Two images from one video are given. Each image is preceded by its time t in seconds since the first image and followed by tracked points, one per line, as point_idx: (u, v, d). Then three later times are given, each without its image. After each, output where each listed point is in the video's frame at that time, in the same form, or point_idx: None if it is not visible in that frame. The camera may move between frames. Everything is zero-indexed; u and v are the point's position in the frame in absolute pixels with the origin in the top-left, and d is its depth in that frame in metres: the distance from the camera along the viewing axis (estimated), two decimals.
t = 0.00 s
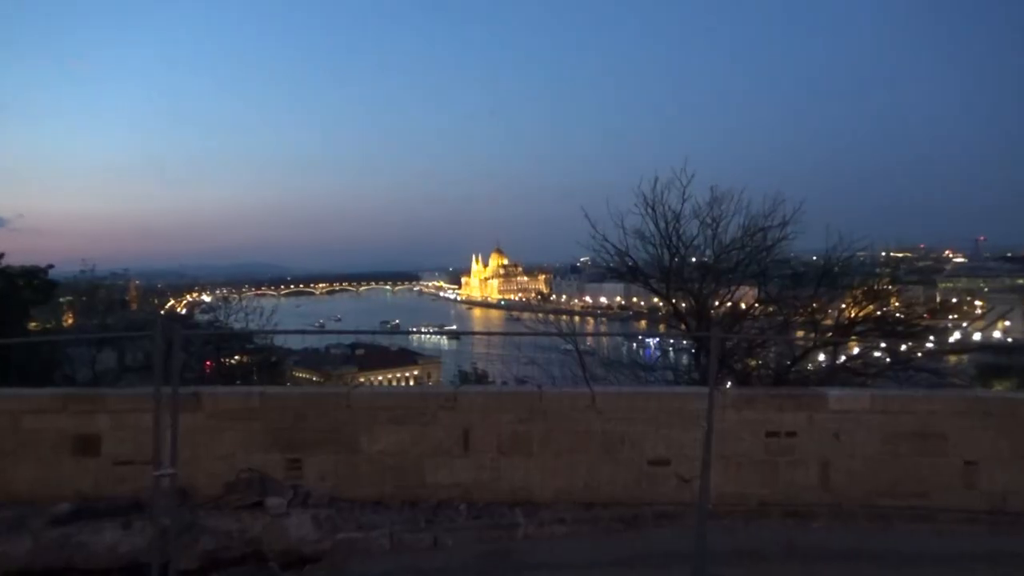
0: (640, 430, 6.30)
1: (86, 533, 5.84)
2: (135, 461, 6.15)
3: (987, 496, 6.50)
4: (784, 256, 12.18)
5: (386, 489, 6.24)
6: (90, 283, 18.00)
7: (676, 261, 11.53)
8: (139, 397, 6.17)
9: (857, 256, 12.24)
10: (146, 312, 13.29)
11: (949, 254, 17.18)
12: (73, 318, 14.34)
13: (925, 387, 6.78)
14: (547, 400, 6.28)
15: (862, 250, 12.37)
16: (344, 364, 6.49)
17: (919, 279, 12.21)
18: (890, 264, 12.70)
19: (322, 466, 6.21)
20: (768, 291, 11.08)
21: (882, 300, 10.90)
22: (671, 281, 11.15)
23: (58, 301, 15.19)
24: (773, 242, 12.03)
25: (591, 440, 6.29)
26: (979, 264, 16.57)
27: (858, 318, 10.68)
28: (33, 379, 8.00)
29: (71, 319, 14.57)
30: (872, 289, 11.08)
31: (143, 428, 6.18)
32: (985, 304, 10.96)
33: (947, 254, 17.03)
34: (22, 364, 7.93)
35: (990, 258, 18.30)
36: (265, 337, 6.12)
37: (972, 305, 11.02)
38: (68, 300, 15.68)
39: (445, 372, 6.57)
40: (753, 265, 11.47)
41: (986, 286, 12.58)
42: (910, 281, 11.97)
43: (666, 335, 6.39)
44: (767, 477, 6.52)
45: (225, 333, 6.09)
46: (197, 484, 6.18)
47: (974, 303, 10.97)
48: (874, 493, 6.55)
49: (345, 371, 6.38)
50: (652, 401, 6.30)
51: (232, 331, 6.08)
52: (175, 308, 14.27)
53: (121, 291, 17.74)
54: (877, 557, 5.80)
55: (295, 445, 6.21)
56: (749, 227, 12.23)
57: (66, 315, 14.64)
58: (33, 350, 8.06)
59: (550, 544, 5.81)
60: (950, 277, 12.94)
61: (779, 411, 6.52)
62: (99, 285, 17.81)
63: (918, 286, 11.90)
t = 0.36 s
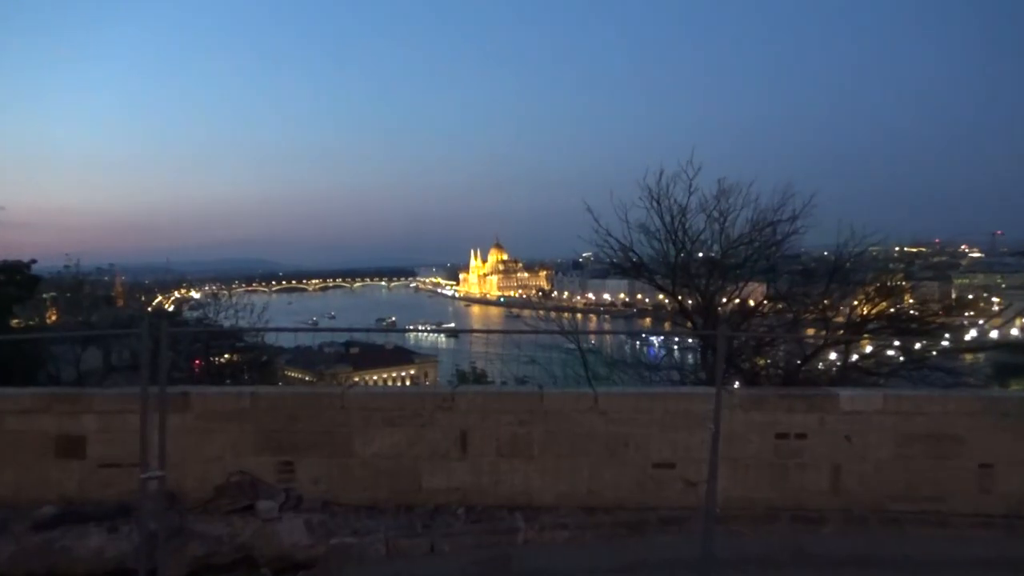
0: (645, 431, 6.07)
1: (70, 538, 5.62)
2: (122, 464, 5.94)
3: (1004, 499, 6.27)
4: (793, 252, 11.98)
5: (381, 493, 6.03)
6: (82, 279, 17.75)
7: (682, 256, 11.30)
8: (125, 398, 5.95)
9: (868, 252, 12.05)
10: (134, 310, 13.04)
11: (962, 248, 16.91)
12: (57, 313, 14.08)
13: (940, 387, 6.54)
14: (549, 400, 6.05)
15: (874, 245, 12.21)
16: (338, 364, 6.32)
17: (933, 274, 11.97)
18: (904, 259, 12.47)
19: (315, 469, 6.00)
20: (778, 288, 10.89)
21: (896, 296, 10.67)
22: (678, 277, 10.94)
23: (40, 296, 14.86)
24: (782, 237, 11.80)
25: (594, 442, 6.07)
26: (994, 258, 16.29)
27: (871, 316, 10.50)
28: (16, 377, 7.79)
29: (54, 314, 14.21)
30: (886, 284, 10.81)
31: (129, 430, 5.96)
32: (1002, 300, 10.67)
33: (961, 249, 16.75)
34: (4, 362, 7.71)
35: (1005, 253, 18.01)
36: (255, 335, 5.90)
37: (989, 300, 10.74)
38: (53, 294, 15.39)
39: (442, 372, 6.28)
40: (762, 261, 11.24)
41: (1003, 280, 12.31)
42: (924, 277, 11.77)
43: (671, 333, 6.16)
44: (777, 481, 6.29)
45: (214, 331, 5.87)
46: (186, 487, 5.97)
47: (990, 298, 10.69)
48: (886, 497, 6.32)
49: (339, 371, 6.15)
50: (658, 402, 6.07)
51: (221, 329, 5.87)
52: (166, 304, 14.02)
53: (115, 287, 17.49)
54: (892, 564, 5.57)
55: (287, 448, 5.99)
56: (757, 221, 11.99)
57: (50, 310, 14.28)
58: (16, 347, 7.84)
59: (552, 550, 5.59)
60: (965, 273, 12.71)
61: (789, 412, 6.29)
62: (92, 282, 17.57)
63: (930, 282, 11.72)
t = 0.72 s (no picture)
0: (650, 435, 5.85)
1: (53, 545, 5.41)
2: (107, 468, 5.73)
3: None
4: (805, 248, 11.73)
5: (376, 499, 5.81)
6: (74, 277, 17.57)
7: (689, 252, 11.07)
8: (111, 399, 5.74)
9: (883, 248, 11.79)
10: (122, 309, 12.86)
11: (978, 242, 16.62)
12: (38, 313, 13.92)
13: (956, 389, 6.31)
14: (550, 402, 5.83)
15: (889, 241, 11.96)
16: (331, 364, 6.04)
17: (949, 272, 11.73)
18: (919, 255, 12.20)
19: (307, 473, 5.77)
20: (788, 286, 10.68)
21: (911, 294, 10.36)
22: (684, 274, 10.73)
23: (21, 293, 14.60)
24: (793, 232, 11.54)
25: (597, 446, 5.85)
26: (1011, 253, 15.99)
27: (886, 314, 10.28)
28: None
29: (35, 314, 13.95)
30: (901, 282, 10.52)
31: (115, 432, 5.75)
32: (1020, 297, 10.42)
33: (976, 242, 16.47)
34: None
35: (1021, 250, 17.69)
36: (245, 334, 5.68)
37: (1007, 298, 10.48)
38: (35, 293, 15.14)
39: (440, 374, 5.97)
40: (772, 257, 10.99)
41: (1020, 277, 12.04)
42: (940, 275, 11.52)
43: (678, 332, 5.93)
44: (787, 486, 6.06)
45: (202, 329, 5.65)
46: (174, 492, 5.76)
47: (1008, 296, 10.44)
48: (900, 502, 6.09)
49: (332, 371, 5.93)
50: (663, 404, 5.85)
51: (209, 328, 5.64)
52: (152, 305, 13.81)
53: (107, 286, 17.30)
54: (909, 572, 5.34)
55: (279, 452, 5.77)
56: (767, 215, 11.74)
57: (32, 310, 13.99)
58: None
59: (553, 558, 5.37)
60: (982, 269, 12.43)
61: (800, 415, 6.06)
62: (85, 280, 17.39)
63: (947, 280, 11.47)
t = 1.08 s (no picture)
0: (656, 439, 5.64)
1: (35, 554, 5.19)
2: (92, 475, 5.52)
3: None
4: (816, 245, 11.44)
5: (371, 507, 5.59)
6: (68, 276, 17.36)
7: (695, 250, 10.83)
8: (96, 403, 5.53)
9: (897, 245, 11.51)
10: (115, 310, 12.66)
11: (993, 239, 16.33)
12: (20, 314, 13.66)
13: (972, 391, 6.09)
14: (551, 406, 5.62)
15: (903, 238, 11.68)
16: (324, 366, 5.84)
17: (965, 272, 11.50)
18: (935, 251, 11.91)
19: (299, 480, 5.56)
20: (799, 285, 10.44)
21: (925, 291, 10.11)
22: (690, 272, 10.52)
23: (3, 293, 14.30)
24: (803, 229, 11.29)
25: (600, 451, 5.63)
26: None
27: (901, 314, 10.05)
28: None
29: (17, 315, 13.65)
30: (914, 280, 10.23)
31: (100, 438, 5.54)
32: None
33: (993, 239, 16.16)
34: None
35: None
36: (235, 335, 5.47)
37: None
38: (18, 291, 14.86)
39: (436, 376, 5.80)
40: (781, 255, 10.75)
41: None
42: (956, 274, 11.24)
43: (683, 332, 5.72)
44: (797, 491, 5.82)
45: (190, 331, 5.44)
46: (161, 499, 5.54)
47: None
48: (913, 509, 5.86)
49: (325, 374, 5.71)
50: (669, 408, 5.64)
51: (197, 329, 5.43)
52: (144, 307, 13.61)
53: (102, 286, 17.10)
54: None
55: (269, 458, 5.55)
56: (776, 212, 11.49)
57: (13, 313, 13.70)
58: None
59: (555, 567, 5.15)
60: (999, 267, 12.14)
61: (810, 418, 5.83)
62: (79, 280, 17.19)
63: (964, 278, 11.23)
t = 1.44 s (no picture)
0: (661, 445, 5.37)
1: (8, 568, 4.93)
2: (69, 484, 5.25)
3: None
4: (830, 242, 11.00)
5: (362, 518, 5.33)
6: (51, 271, 17.00)
7: (702, 247, 10.39)
8: (74, 408, 5.26)
9: (915, 242, 11.20)
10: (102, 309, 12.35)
11: (1013, 233, 15.93)
12: None
13: (993, 395, 5.80)
14: (551, 411, 5.34)
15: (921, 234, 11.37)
16: (313, 370, 5.56)
17: (986, 269, 11.25)
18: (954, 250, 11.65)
19: (287, 489, 5.30)
20: (811, 283, 10.16)
21: (943, 291, 9.83)
22: (697, 271, 10.17)
23: None
24: (816, 225, 10.91)
25: (602, 458, 5.36)
26: None
27: (919, 314, 9.80)
28: None
29: None
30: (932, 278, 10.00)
31: (78, 445, 5.27)
32: None
33: (1008, 235, 15.85)
34: None
35: None
36: (219, 338, 5.20)
37: None
38: None
39: (430, 380, 5.46)
40: (792, 253, 10.40)
41: None
42: (976, 272, 10.98)
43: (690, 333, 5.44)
44: (809, 499, 5.51)
45: (171, 333, 5.16)
46: (141, 510, 5.27)
47: None
48: (930, 518, 5.56)
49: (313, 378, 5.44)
50: (674, 412, 5.37)
51: (179, 331, 5.16)
52: (129, 307, 13.29)
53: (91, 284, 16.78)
54: None
55: (255, 465, 5.29)
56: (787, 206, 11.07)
57: None
58: None
59: None
60: (1019, 264, 11.83)
61: (823, 423, 5.52)
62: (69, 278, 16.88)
63: (985, 275, 10.99)
